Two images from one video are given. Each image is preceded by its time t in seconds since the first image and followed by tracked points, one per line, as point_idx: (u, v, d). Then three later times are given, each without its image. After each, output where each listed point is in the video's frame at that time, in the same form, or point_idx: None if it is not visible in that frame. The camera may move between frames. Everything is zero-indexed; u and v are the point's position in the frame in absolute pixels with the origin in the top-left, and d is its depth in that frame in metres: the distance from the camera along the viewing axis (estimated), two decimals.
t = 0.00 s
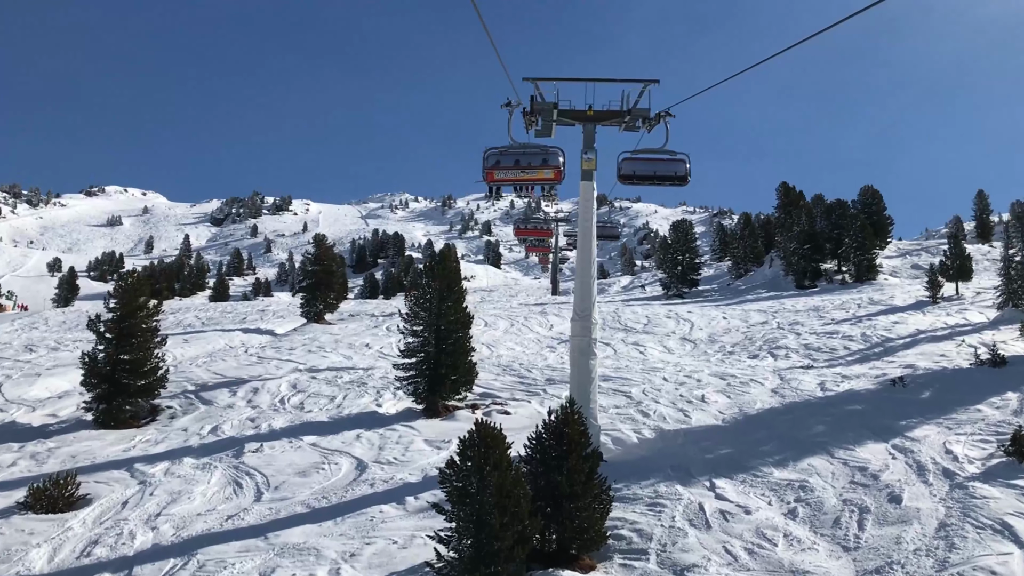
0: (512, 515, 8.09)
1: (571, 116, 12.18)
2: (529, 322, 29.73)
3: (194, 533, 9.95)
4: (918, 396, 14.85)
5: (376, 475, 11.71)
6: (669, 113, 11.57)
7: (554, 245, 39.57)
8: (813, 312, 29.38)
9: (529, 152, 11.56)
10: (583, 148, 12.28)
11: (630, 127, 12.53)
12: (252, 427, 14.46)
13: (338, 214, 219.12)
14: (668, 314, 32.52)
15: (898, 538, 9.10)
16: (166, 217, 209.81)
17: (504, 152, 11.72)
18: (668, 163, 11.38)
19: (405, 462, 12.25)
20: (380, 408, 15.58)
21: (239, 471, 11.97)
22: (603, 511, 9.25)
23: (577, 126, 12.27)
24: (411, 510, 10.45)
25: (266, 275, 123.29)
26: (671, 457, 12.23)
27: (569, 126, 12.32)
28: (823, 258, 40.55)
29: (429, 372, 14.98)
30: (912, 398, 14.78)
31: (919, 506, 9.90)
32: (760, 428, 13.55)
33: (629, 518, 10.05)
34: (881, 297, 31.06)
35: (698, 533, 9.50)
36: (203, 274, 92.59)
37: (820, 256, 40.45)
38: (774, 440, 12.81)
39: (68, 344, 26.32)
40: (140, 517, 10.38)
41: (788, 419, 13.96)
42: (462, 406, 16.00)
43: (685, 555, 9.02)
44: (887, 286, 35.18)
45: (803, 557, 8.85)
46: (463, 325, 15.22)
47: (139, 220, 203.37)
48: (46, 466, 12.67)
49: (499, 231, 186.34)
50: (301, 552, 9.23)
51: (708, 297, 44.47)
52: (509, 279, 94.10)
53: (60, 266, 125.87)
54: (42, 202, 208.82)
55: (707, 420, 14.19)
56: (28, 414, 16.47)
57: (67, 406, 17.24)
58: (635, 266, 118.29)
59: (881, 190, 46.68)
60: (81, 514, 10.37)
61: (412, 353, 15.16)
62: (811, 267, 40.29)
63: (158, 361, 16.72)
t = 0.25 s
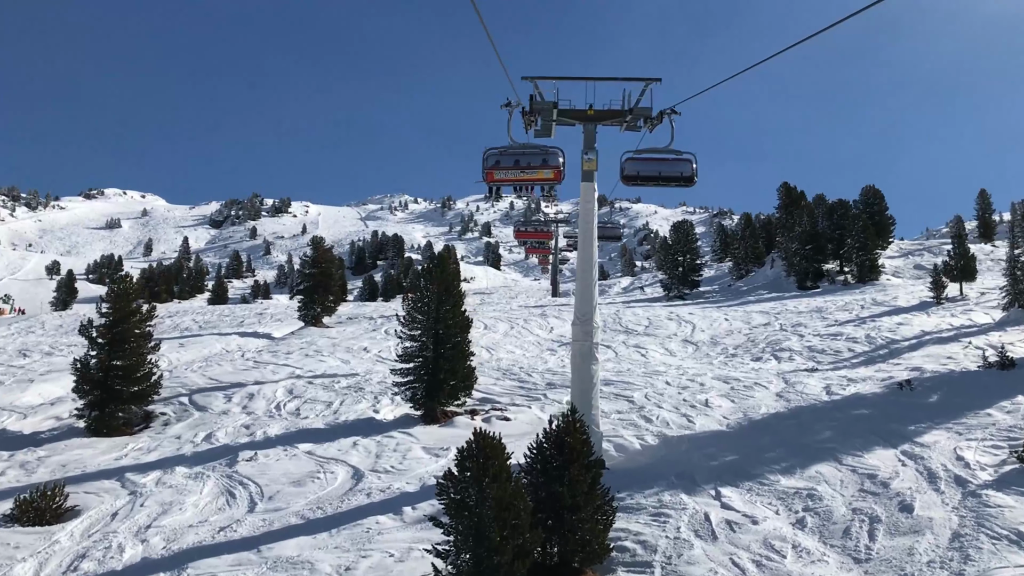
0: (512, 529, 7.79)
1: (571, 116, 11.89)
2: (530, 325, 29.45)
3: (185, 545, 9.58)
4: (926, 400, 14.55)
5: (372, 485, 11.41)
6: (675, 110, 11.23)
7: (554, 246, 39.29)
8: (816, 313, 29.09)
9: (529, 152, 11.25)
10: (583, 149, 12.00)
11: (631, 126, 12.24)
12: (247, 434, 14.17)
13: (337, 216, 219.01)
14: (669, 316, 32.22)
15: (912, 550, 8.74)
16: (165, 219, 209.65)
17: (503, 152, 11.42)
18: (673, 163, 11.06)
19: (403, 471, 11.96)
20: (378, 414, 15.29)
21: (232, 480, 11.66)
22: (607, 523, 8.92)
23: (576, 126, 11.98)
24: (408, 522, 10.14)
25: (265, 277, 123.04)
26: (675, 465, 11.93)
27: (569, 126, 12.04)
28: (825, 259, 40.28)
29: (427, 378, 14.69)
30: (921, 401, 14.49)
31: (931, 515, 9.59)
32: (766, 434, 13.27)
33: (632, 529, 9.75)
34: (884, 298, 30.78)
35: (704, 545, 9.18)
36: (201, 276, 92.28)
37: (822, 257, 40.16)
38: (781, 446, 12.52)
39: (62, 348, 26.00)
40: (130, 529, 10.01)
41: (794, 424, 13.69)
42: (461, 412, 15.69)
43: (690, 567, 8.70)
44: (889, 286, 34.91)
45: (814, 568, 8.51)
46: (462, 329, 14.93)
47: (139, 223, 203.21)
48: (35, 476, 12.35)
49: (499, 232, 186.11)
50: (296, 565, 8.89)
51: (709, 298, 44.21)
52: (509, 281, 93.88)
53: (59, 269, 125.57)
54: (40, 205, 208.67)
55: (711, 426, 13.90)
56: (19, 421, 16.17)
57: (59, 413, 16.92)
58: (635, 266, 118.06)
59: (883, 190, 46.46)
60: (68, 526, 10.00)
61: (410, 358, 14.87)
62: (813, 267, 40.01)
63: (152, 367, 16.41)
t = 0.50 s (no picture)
0: (513, 542, 7.43)
1: (571, 112, 11.55)
2: (530, 325, 29.12)
3: (175, 557, 9.19)
4: (935, 402, 14.23)
5: (369, 492, 11.08)
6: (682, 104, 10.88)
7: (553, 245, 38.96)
8: (820, 312, 28.77)
9: (529, 148, 10.92)
10: (584, 145, 11.67)
11: (633, 123, 11.91)
12: (241, 439, 13.83)
13: (337, 215, 218.60)
14: (671, 315, 31.90)
15: (929, 560, 8.39)
16: (164, 219, 209.31)
17: (503, 149, 11.06)
18: (681, 161, 10.75)
19: (401, 478, 11.62)
20: (375, 418, 14.96)
21: (224, 489, 11.31)
22: (611, 533, 8.59)
23: (577, 123, 11.64)
24: (405, 532, 9.76)
25: (265, 277, 122.65)
26: (680, 471, 11.61)
27: (569, 122, 11.70)
28: (828, 256, 39.95)
29: (425, 381, 14.36)
30: (930, 403, 14.17)
31: (946, 523, 9.25)
32: (773, 438, 12.94)
33: (637, 539, 9.40)
34: (888, 296, 30.45)
35: (712, 556, 8.84)
36: (200, 276, 91.90)
37: (824, 254, 39.83)
38: (789, 451, 12.20)
39: (56, 351, 25.65)
40: (117, 541, 9.61)
41: (801, 428, 13.35)
42: (460, 415, 15.36)
43: None
44: (893, 284, 34.60)
45: None
46: (460, 331, 14.60)
47: (138, 223, 202.76)
48: (22, 484, 11.97)
49: (498, 231, 185.71)
50: None
51: (710, 296, 43.88)
52: (509, 279, 93.56)
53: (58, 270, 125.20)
54: (39, 205, 208.30)
55: (716, 429, 13.58)
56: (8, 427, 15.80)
57: (51, 418, 16.58)
58: (635, 264, 117.75)
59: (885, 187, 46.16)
60: (53, 538, 9.59)
61: (408, 361, 14.54)
62: (816, 265, 39.67)
63: (144, 371, 16.08)
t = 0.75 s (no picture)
0: (514, 554, 7.12)
1: (572, 107, 11.23)
2: (530, 323, 28.85)
3: (166, 566, 8.87)
4: (944, 401, 13.94)
5: (365, 498, 10.80)
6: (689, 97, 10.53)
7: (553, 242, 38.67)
8: (823, 309, 28.48)
9: (528, 143, 10.60)
10: (585, 141, 11.36)
11: (636, 118, 11.59)
12: (236, 443, 13.56)
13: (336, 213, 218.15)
14: (672, 312, 31.62)
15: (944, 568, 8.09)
16: (163, 217, 208.98)
17: (503, 145, 10.73)
18: (688, 156, 10.45)
19: (399, 482, 11.35)
20: (373, 420, 14.68)
21: (218, 494, 11.03)
22: (615, 542, 8.30)
23: (578, 118, 11.32)
24: (402, 539, 9.45)
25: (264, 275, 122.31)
26: (683, 474, 11.33)
27: (570, 117, 11.38)
28: (830, 253, 39.65)
29: (423, 382, 14.08)
30: (938, 402, 13.88)
31: (959, 529, 8.95)
32: (778, 439, 12.66)
33: (641, 546, 9.11)
34: (892, 292, 30.16)
35: (718, 564, 8.55)
36: (200, 275, 91.70)
37: (826, 250, 39.53)
38: (794, 453, 11.93)
39: (52, 351, 25.40)
40: (107, 549, 9.30)
41: (807, 428, 13.07)
42: (459, 416, 15.08)
43: None
44: (896, 280, 34.32)
45: None
46: (459, 331, 14.31)
47: (137, 221, 202.38)
48: (10, 489, 11.68)
49: (498, 227, 185.26)
50: None
51: (711, 293, 43.59)
52: (510, 276, 93.34)
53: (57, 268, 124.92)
54: (38, 203, 207.92)
55: (720, 431, 13.30)
56: None
57: (44, 421, 16.31)
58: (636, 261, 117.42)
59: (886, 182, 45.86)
60: (41, 547, 9.27)
61: (406, 362, 14.25)
62: (818, 261, 39.36)
63: (138, 372, 15.78)
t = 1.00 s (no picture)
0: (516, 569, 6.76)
1: (573, 101, 10.86)
2: (531, 321, 28.50)
3: None
4: (956, 402, 13.57)
5: (361, 505, 10.47)
6: (698, 90, 10.15)
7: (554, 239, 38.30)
8: (827, 306, 28.10)
9: (529, 138, 10.23)
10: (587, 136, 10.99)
11: (639, 112, 11.23)
12: (230, 447, 13.25)
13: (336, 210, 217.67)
14: (675, 309, 31.27)
15: None
16: (163, 215, 208.71)
17: (503, 140, 10.37)
18: (698, 153, 10.11)
19: (396, 489, 11.02)
20: (371, 423, 14.37)
21: (210, 502, 10.70)
22: (620, 554, 7.95)
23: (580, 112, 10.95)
24: (399, 548, 9.07)
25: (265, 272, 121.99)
26: (688, 480, 10.99)
27: (572, 111, 11.01)
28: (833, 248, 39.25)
29: (422, 384, 13.76)
30: (950, 403, 13.53)
31: (977, 537, 8.59)
32: (786, 442, 12.32)
33: (647, 556, 8.77)
34: (897, 289, 29.78)
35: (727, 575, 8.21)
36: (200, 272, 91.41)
37: (830, 246, 39.13)
38: (803, 456, 11.59)
39: (47, 351, 25.09)
40: (93, 560, 8.96)
41: (816, 431, 12.73)
42: (459, 419, 14.76)
43: None
44: (901, 276, 33.93)
45: None
46: (458, 331, 13.97)
47: (137, 218, 202.12)
48: None
49: (499, 224, 184.74)
50: None
51: (714, 290, 43.22)
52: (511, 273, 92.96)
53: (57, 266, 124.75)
54: (38, 202, 207.66)
55: (727, 433, 12.97)
56: None
57: (36, 424, 16.01)
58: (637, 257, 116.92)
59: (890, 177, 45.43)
60: (25, 558, 8.93)
61: (404, 364, 13.92)
62: (822, 257, 38.96)
63: (131, 375, 15.46)
